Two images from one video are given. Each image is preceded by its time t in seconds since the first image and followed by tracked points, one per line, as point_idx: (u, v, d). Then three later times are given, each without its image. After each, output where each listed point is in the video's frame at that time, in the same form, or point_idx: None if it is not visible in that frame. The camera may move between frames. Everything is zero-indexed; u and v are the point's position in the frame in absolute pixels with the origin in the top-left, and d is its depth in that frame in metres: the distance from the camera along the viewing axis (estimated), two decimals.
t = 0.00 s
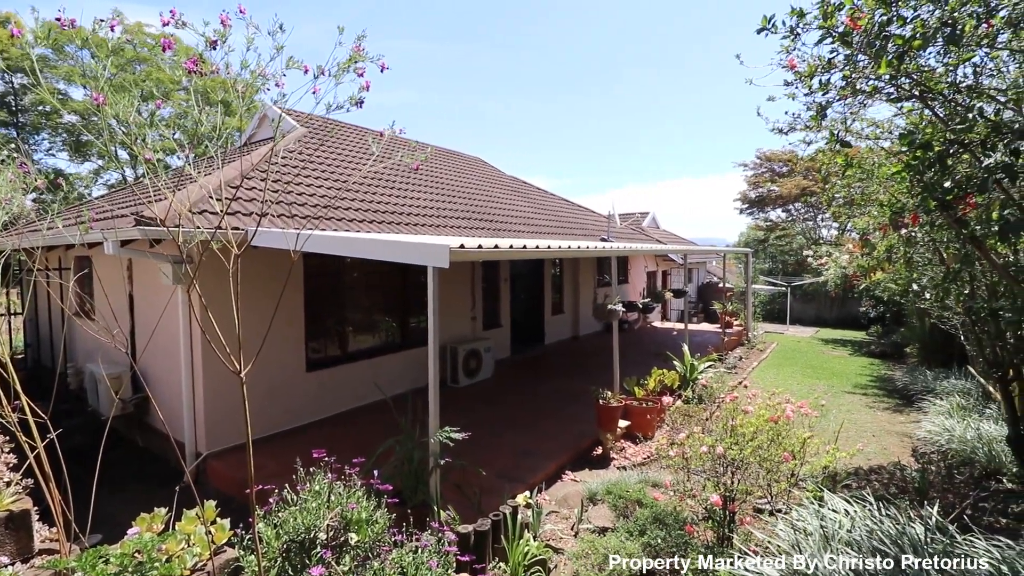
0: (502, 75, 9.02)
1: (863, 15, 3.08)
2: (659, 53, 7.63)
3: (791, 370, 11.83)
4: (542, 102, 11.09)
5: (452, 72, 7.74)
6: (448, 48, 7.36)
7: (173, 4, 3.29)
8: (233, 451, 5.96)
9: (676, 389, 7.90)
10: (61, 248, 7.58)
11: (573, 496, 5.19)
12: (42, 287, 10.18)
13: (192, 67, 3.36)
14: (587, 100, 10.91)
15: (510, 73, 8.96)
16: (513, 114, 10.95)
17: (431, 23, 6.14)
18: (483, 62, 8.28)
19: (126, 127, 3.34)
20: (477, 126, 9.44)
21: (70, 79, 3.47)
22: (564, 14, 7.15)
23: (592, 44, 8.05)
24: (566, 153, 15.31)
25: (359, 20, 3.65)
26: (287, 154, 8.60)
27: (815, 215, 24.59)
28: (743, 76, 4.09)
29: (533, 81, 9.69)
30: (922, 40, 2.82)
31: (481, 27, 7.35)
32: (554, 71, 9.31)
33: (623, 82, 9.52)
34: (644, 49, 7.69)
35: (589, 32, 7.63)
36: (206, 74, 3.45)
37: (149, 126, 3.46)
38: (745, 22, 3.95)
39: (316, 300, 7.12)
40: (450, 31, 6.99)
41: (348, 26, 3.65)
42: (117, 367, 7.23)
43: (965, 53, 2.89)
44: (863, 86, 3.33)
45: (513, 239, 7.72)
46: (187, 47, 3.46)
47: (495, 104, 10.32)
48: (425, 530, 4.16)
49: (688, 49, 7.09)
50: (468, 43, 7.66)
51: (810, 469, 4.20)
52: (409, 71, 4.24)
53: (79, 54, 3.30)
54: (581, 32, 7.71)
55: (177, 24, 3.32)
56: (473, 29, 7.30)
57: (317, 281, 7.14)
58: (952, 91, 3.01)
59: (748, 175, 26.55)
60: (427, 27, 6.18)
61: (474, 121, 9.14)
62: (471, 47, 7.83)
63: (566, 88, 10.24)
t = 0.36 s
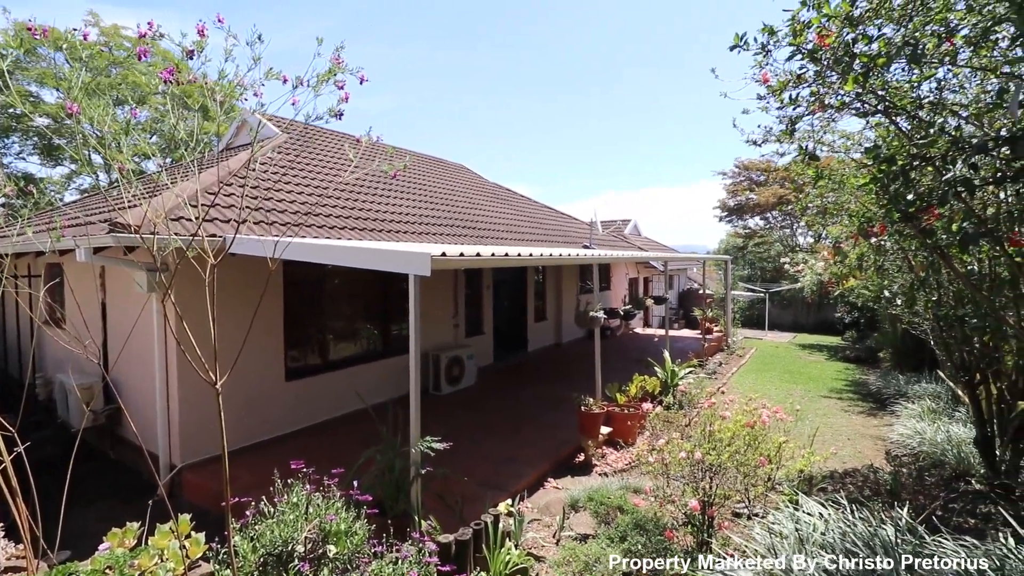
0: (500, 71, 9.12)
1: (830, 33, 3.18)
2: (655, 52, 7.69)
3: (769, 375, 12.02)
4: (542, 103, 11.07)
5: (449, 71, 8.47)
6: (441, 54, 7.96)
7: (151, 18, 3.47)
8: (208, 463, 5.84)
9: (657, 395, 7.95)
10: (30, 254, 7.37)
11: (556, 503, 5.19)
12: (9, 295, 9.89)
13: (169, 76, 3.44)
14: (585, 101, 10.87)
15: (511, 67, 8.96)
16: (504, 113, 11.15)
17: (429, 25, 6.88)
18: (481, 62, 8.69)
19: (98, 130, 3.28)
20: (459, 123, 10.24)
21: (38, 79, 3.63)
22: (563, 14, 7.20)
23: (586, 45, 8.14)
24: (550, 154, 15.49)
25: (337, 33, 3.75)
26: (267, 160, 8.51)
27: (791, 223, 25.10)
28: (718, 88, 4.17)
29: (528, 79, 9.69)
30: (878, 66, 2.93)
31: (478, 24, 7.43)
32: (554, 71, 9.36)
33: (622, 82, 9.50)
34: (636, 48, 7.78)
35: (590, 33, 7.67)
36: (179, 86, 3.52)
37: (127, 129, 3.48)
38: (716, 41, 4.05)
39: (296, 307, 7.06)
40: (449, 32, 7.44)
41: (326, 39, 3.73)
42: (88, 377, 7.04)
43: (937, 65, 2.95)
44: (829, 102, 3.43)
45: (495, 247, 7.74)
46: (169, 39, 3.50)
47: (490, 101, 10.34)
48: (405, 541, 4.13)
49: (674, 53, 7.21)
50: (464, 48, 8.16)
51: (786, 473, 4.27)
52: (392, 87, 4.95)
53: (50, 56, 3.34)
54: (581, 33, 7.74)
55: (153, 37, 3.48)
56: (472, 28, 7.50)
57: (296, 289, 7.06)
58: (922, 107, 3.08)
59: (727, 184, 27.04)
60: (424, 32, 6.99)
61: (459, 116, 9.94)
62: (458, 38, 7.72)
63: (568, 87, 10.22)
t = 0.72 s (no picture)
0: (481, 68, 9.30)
1: (800, 53, 3.26)
2: (639, 66, 7.83)
3: (747, 383, 12.19)
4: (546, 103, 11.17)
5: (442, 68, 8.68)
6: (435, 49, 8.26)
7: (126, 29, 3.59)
8: (180, 478, 5.71)
9: (638, 404, 8.00)
10: None
11: (536, 515, 5.19)
12: None
13: (144, 87, 3.45)
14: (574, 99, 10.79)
15: (509, 62, 9.06)
16: (500, 110, 11.36)
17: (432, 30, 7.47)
18: (481, 63, 9.03)
19: (72, 134, 3.28)
20: (451, 115, 11.01)
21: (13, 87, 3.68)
22: (550, 22, 7.30)
23: (569, 52, 8.29)
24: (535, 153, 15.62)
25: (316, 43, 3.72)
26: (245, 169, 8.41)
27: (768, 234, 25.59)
28: (693, 105, 4.23)
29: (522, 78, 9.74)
30: (848, 86, 3.00)
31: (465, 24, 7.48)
32: (554, 71, 9.26)
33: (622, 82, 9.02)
34: (617, 58, 7.93)
35: (578, 41, 7.67)
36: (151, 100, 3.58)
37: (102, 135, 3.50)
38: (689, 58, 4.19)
39: (273, 319, 6.96)
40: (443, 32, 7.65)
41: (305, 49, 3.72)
42: (55, 390, 6.84)
43: (911, 81, 3.01)
44: (799, 119, 3.53)
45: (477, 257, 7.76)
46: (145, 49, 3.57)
47: (497, 95, 10.48)
48: (383, 556, 4.08)
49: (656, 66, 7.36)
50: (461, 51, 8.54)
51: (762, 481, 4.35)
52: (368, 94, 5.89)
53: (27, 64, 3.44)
54: (573, 42, 7.78)
55: (125, 48, 3.51)
56: (473, 28, 7.64)
57: (274, 300, 6.98)
58: (889, 125, 3.18)
59: (706, 195, 27.47)
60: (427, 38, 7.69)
61: (455, 108, 10.67)
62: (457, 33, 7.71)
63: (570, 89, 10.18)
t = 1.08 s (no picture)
0: (472, 74, 9.36)
1: (769, 77, 3.38)
2: (623, 81, 7.99)
3: (726, 395, 12.32)
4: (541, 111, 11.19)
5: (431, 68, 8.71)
6: (435, 50, 8.26)
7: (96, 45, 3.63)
8: (150, 499, 5.54)
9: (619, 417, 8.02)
10: None
11: (517, 531, 5.15)
12: None
13: (115, 101, 3.38)
14: (563, 110, 10.91)
15: (502, 65, 9.08)
16: (497, 112, 11.41)
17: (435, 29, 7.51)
18: (475, 66, 9.11)
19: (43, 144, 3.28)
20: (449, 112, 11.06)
21: None
22: (540, 28, 7.41)
23: (559, 58, 8.38)
24: (519, 165, 15.72)
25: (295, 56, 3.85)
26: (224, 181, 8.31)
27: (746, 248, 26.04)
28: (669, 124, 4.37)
29: (511, 84, 9.83)
30: (817, 107, 3.11)
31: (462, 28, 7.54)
32: (547, 73, 9.22)
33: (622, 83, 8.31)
34: (602, 69, 8.07)
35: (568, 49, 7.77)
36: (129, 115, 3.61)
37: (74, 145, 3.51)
38: (665, 79, 4.31)
39: (251, 333, 6.85)
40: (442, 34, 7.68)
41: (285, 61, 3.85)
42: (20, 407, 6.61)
43: (879, 102, 3.12)
44: (769, 139, 3.67)
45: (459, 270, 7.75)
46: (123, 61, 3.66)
47: (493, 97, 10.46)
48: None
49: (640, 80, 7.48)
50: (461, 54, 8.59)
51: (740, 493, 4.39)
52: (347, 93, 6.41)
53: None
54: (572, 50, 7.86)
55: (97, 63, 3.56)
56: (464, 31, 7.68)
57: (251, 314, 6.86)
58: (857, 144, 3.28)
59: (685, 209, 27.87)
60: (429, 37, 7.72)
61: (445, 113, 10.80)
62: (457, 33, 7.69)
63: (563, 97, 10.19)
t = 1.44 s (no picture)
0: (455, 90, 9.42)
1: (740, 100, 3.48)
2: (603, 98, 8.12)
3: (706, 409, 12.41)
4: (523, 125, 11.25)
5: (415, 80, 8.70)
6: (418, 63, 8.26)
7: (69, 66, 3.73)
8: (116, 522, 5.36)
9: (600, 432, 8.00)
10: None
11: (497, 549, 5.10)
12: None
13: (87, 117, 3.53)
14: (546, 125, 10.99)
15: (485, 80, 9.12)
16: (479, 126, 11.45)
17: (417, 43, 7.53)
18: (456, 83, 9.20)
19: (12, 154, 3.24)
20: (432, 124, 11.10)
21: None
22: (522, 45, 7.51)
23: (541, 76, 8.48)
24: (501, 179, 15.81)
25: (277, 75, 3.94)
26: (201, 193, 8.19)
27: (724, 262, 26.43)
28: (646, 144, 4.45)
29: (494, 98, 9.90)
30: (786, 130, 3.19)
31: (444, 42, 7.57)
32: (528, 89, 9.32)
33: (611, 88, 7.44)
34: (583, 85, 8.18)
35: (550, 64, 7.85)
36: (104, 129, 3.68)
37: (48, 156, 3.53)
38: (642, 100, 4.42)
39: (226, 349, 6.72)
40: (424, 46, 7.66)
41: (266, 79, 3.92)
42: None
43: (846, 124, 3.22)
44: (741, 159, 3.79)
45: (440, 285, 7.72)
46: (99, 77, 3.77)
47: (476, 109, 10.48)
48: None
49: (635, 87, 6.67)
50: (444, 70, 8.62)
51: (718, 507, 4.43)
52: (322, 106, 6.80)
53: None
54: (554, 67, 7.96)
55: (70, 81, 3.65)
56: (445, 47, 7.74)
57: (227, 329, 6.74)
58: (824, 164, 3.37)
59: (665, 224, 28.23)
60: (410, 49, 7.70)
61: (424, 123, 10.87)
62: (440, 45, 7.69)
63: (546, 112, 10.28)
